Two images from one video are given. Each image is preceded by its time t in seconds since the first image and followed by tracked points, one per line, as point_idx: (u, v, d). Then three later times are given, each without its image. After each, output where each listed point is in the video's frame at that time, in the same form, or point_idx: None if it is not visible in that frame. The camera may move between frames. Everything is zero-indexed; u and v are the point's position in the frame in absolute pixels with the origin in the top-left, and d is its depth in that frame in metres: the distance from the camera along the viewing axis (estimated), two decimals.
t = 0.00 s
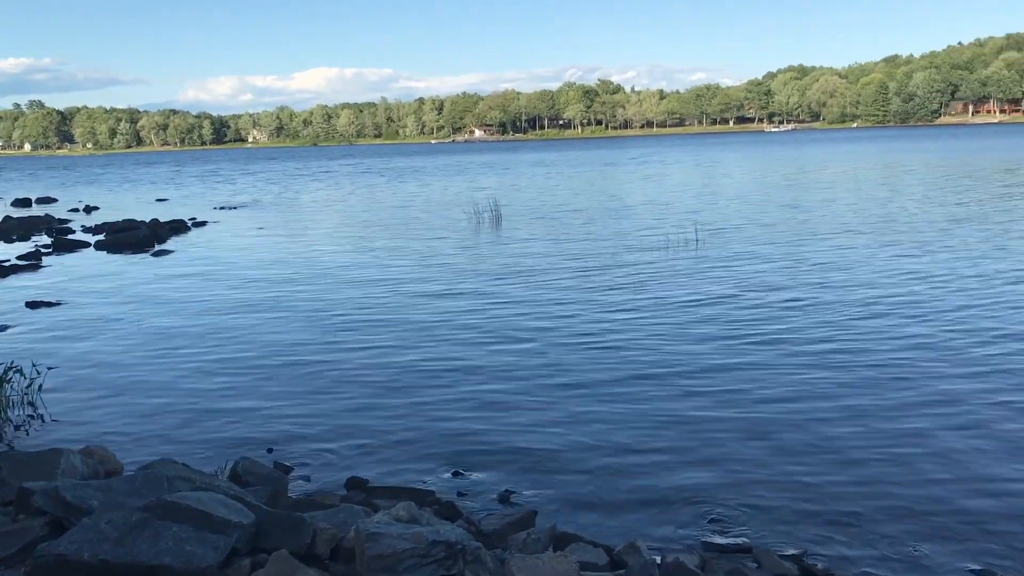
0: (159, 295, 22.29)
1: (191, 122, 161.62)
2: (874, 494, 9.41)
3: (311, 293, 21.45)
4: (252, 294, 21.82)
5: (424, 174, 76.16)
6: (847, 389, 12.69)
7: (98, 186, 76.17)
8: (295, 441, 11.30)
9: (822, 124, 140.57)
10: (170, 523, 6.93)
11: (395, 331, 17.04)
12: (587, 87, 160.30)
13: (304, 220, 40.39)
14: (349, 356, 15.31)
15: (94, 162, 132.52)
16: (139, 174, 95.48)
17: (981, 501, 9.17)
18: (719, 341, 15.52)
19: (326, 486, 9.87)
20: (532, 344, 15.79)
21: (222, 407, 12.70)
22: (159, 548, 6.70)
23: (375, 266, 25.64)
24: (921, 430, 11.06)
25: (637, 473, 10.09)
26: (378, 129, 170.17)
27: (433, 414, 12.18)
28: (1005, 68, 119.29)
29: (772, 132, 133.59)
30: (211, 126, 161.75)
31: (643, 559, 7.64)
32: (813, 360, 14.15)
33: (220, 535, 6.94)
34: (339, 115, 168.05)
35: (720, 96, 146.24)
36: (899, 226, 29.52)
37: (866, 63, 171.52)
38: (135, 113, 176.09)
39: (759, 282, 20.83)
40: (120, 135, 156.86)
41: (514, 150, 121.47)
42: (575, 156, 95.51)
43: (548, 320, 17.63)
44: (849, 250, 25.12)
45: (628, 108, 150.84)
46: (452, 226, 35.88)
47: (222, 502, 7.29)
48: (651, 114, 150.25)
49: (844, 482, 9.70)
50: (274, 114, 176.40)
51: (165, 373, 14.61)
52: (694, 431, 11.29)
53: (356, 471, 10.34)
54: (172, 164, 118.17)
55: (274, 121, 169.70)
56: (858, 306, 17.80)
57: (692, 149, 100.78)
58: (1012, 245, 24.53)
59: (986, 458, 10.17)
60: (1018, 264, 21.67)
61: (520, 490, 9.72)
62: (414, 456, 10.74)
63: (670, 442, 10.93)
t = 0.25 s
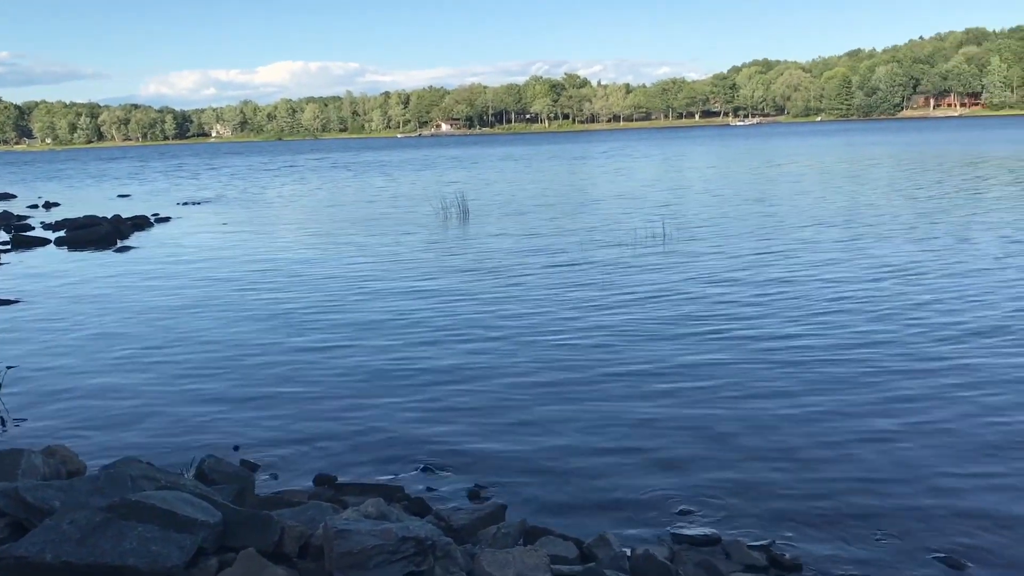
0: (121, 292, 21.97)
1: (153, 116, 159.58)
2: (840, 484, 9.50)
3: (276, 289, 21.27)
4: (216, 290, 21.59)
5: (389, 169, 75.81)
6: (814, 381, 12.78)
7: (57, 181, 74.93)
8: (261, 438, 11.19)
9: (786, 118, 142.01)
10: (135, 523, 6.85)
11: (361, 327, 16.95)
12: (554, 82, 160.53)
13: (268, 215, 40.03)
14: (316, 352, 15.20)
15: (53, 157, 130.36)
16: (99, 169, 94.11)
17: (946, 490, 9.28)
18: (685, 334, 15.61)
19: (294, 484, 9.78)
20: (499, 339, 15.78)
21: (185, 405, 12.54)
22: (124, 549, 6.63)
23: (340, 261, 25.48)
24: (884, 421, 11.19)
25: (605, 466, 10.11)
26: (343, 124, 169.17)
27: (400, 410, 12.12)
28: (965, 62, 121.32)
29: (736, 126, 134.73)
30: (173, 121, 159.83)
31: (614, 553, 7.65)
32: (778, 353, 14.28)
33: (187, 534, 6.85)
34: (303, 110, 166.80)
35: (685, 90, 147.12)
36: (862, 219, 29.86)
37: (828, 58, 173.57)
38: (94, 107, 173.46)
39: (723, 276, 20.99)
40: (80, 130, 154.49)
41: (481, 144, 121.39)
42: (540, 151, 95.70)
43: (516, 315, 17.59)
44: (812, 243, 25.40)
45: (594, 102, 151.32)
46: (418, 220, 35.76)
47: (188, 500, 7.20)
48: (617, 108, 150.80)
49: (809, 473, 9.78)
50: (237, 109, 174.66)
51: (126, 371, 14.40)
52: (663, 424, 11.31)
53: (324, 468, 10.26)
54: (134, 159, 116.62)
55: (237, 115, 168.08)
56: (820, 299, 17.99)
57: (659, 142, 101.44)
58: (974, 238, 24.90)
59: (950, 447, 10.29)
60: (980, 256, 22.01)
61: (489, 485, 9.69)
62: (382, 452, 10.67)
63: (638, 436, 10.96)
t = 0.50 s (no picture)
0: (72, 288, 21.59)
1: (103, 109, 156.77)
2: (796, 472, 9.62)
3: (231, 284, 21.03)
4: (170, 285, 21.31)
5: (345, 162, 75.33)
6: (772, 372, 12.91)
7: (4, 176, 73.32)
8: (218, 435, 11.05)
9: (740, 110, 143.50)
10: (89, 524, 6.79)
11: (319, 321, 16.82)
12: (511, 74, 160.58)
13: (223, 210, 39.57)
14: (273, 347, 15.05)
15: None
16: (48, 163, 92.37)
17: (902, 478, 9.41)
18: (642, 326, 15.71)
19: (252, 480, 9.68)
20: (458, 332, 15.75)
21: (139, 402, 12.35)
22: (79, 550, 6.61)
23: (297, 255, 25.27)
24: (839, 409, 11.35)
25: (565, 458, 10.13)
26: (298, 116, 167.61)
27: (359, 405, 12.04)
28: (914, 55, 123.49)
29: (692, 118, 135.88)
30: (124, 114, 157.18)
31: (576, 544, 7.66)
32: (734, 343, 14.42)
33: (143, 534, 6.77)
34: (258, 102, 164.98)
35: (641, 83, 147.95)
36: (818, 211, 30.24)
37: (781, 52, 175.68)
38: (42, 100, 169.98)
39: (680, 268, 21.17)
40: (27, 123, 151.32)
41: (438, 137, 121.18)
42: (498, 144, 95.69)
43: (478, 309, 17.56)
44: (767, 235, 25.70)
45: (551, 95, 151.63)
46: (376, 214, 35.59)
47: (143, 500, 7.09)
48: (574, 101, 151.20)
49: (767, 462, 9.89)
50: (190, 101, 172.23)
51: (79, 369, 14.16)
52: (623, 416, 11.34)
53: (282, 464, 10.16)
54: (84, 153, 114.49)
55: (190, 108, 165.80)
56: (775, 290, 18.21)
57: (615, 135, 101.90)
58: (927, 229, 25.32)
59: (904, 435, 10.46)
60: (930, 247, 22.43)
61: (449, 479, 9.66)
62: (341, 447, 10.59)
63: (597, 427, 11.00)
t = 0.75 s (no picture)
0: (29, 286, 21.20)
1: (60, 104, 154.10)
2: (761, 463, 9.70)
3: (193, 281, 20.78)
4: (130, 282, 20.99)
5: (308, 157, 74.74)
6: (735, 365, 13.01)
7: None
8: (181, 433, 10.92)
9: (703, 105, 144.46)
10: (51, 525, 6.68)
11: (282, 317, 16.68)
12: (475, 68, 160.39)
13: (184, 205, 39.06)
14: (236, 344, 14.90)
15: None
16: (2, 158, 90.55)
17: (863, 467, 9.55)
18: (607, 320, 15.76)
19: (217, 479, 9.57)
20: (424, 327, 15.69)
21: (100, 401, 12.16)
22: (39, 552, 6.50)
23: (260, 251, 25.03)
24: (803, 401, 11.46)
25: (533, 453, 10.13)
26: (260, 111, 166.00)
27: (325, 401, 11.95)
28: (873, 50, 125.09)
29: (655, 112, 136.54)
30: (81, 108, 154.61)
31: (545, 538, 7.67)
32: (698, 336, 14.51)
33: (106, 534, 6.68)
34: (219, 97, 163.12)
35: (604, 78, 148.36)
36: (779, 204, 30.54)
37: (742, 46, 177.09)
38: None
39: (645, 262, 21.26)
40: None
41: (402, 131, 120.57)
42: (462, 138, 95.49)
43: (443, 304, 17.50)
44: (730, 229, 25.89)
45: (515, 89, 151.56)
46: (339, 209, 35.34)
47: (106, 500, 7.00)
48: (538, 95, 151.24)
49: (732, 453, 9.97)
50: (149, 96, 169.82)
51: (37, 368, 13.91)
52: (590, 410, 11.37)
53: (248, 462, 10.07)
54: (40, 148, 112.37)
55: (150, 102, 163.49)
56: (739, 283, 18.36)
57: (579, 130, 102.04)
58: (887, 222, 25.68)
59: (866, 426, 10.60)
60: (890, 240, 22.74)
61: (417, 475, 9.63)
62: (307, 444, 10.52)
63: (564, 422, 11.02)
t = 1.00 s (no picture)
0: None
1: (24, 98, 151.69)
2: (735, 456, 9.74)
3: (162, 277, 20.53)
4: (97, 279, 20.70)
5: (277, 151, 74.11)
6: (708, 357, 13.05)
7: None
8: (151, 431, 10.79)
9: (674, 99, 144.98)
10: (19, 526, 6.57)
11: (253, 313, 16.52)
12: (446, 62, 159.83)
13: (152, 200, 38.59)
14: (207, 340, 14.75)
15: None
16: None
17: (837, 459, 9.60)
18: (581, 314, 15.76)
19: (188, 477, 9.46)
20: (396, 323, 15.61)
21: (68, 399, 11.99)
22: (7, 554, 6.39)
23: (230, 247, 24.78)
24: (775, 394, 11.52)
25: (507, 447, 10.10)
26: (229, 105, 164.45)
27: (297, 397, 11.85)
28: (841, 44, 126.13)
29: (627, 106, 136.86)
30: (46, 102, 152.31)
31: (521, 533, 7.64)
32: (672, 330, 14.55)
33: (76, 535, 6.58)
34: (186, 90, 161.38)
35: (575, 71, 148.43)
36: (751, 198, 30.71)
37: (712, 40, 177.88)
38: None
39: (618, 256, 21.28)
40: None
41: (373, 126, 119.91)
42: (433, 132, 95.18)
43: (417, 299, 17.41)
44: (702, 223, 25.98)
45: (486, 82, 151.23)
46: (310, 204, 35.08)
47: (76, 500, 6.90)
48: (509, 89, 151.00)
49: (705, 446, 10.00)
50: (115, 89, 167.66)
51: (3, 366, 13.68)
52: (564, 404, 11.35)
53: (219, 459, 9.96)
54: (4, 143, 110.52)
55: (116, 96, 161.37)
56: (710, 277, 18.43)
57: (551, 124, 102.06)
58: (858, 216, 25.87)
59: (837, 418, 10.67)
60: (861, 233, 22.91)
61: (391, 471, 9.56)
62: (280, 441, 10.42)
63: (538, 416, 10.99)
